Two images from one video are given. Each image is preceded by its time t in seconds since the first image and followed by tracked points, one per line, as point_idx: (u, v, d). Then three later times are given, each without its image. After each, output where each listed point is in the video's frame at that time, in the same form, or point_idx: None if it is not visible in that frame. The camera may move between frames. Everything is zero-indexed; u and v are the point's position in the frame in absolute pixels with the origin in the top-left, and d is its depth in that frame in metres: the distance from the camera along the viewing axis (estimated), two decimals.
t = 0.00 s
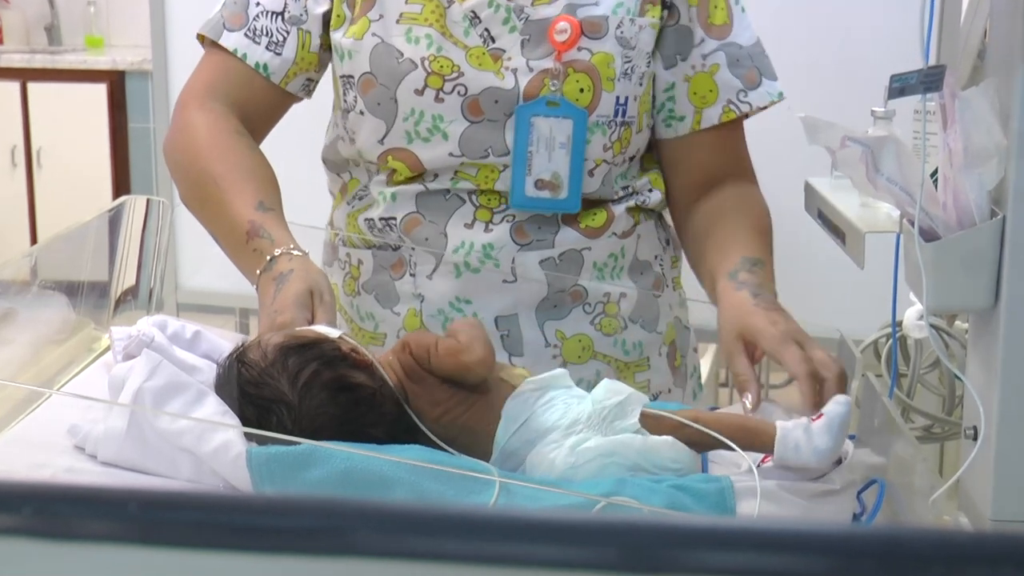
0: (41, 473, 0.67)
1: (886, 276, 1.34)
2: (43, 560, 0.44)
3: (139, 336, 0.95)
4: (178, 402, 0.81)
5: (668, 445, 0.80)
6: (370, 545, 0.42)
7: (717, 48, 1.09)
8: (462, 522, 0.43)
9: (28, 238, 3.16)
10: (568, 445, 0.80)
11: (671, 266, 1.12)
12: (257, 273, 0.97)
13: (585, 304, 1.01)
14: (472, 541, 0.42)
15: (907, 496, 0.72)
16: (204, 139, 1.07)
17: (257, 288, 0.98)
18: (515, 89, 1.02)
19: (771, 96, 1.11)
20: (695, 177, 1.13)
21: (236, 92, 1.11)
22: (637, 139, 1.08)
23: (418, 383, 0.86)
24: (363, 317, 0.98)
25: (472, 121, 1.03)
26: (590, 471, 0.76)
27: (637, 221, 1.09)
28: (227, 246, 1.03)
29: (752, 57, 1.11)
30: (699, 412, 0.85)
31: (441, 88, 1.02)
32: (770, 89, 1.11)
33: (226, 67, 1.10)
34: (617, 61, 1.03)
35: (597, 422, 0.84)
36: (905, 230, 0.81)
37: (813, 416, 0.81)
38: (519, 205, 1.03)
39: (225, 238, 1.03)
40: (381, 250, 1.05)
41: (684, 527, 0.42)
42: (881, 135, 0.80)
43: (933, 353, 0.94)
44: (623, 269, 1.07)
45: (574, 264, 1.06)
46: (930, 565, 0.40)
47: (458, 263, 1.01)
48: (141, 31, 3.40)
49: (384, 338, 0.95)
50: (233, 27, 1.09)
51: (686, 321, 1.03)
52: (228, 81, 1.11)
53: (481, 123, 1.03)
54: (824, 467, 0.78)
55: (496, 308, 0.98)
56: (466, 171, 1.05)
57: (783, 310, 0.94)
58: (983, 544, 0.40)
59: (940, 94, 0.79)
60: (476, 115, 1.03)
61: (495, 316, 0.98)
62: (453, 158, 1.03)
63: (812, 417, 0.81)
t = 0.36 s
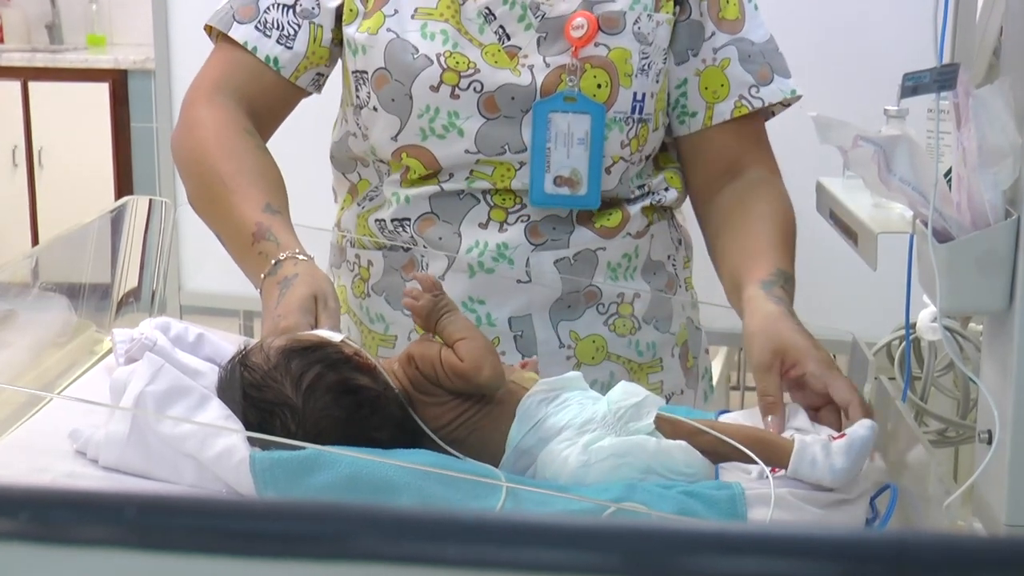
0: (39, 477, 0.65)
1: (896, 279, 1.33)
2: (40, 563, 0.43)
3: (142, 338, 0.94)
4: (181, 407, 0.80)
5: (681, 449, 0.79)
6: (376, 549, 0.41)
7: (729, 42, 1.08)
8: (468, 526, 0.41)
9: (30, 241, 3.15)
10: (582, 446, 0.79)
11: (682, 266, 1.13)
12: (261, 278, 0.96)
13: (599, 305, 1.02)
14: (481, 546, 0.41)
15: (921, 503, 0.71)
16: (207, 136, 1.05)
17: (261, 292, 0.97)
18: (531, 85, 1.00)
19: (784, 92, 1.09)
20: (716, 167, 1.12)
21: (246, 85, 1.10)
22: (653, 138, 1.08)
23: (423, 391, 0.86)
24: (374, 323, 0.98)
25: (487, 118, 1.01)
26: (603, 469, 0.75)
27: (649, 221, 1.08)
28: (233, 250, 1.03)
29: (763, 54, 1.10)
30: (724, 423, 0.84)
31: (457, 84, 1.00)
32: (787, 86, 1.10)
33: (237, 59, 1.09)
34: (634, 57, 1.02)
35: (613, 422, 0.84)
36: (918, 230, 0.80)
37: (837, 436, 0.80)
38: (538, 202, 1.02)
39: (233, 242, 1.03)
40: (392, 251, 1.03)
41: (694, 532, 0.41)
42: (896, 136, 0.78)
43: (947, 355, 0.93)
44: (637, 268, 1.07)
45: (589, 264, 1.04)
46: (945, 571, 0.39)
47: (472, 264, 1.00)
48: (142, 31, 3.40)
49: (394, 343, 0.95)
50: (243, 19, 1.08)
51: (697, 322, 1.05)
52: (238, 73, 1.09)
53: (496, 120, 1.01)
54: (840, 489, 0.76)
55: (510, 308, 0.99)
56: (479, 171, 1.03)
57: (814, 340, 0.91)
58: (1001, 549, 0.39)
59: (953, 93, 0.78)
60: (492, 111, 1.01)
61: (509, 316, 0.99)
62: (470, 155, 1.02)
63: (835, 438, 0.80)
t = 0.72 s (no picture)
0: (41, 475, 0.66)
1: (897, 275, 1.33)
2: (43, 562, 0.43)
3: (143, 334, 0.94)
4: (182, 403, 0.80)
5: (684, 448, 0.79)
6: (378, 547, 0.41)
7: (740, 32, 1.08)
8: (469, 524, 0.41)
9: (32, 238, 3.15)
10: (586, 445, 0.79)
11: (690, 262, 1.13)
12: (262, 273, 0.96)
13: (611, 303, 1.01)
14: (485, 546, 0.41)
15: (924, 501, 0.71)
16: (207, 127, 1.05)
17: (264, 285, 0.97)
18: (547, 79, 1.00)
19: (800, 82, 1.09)
20: (735, 154, 1.12)
21: (244, 76, 1.09)
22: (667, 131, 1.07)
23: (425, 380, 0.86)
24: (385, 319, 1.00)
25: (503, 114, 1.00)
26: (604, 468, 0.76)
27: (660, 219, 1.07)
28: (236, 242, 1.03)
29: (777, 41, 1.10)
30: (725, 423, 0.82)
31: (472, 81, 1.00)
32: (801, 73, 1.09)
33: (236, 49, 1.08)
34: (648, 51, 1.02)
35: (615, 419, 0.84)
36: (920, 227, 0.80)
37: (837, 437, 0.78)
38: (556, 198, 1.01)
39: (235, 236, 1.03)
40: (403, 249, 1.04)
41: (697, 529, 0.41)
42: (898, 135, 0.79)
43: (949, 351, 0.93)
44: (648, 267, 1.07)
45: (601, 264, 1.04)
46: (950, 569, 0.39)
47: (487, 261, 1.01)
48: (142, 26, 3.39)
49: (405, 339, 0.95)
50: (250, 15, 1.08)
51: (703, 317, 1.06)
52: (238, 64, 1.09)
53: (511, 117, 1.01)
54: (840, 491, 0.75)
55: (524, 305, 0.99)
56: (495, 168, 1.03)
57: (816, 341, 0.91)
58: (1003, 545, 0.39)
59: (957, 89, 0.77)
60: (507, 107, 1.00)
61: (523, 314, 0.99)
62: (487, 152, 1.01)
63: (836, 439, 0.78)
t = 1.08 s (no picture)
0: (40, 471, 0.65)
1: (895, 274, 1.33)
2: (42, 558, 0.43)
3: (140, 330, 0.94)
4: (181, 400, 0.80)
5: (682, 445, 0.79)
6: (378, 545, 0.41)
7: (745, 33, 1.08)
8: (474, 522, 0.42)
9: (31, 237, 3.15)
10: (586, 440, 0.79)
11: (695, 260, 1.13)
12: (262, 264, 0.97)
13: (619, 304, 1.01)
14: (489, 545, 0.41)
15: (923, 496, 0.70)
16: (201, 114, 1.04)
17: (265, 277, 0.98)
18: (558, 78, 1.01)
19: (800, 85, 1.09)
20: (726, 152, 1.11)
21: (240, 69, 1.09)
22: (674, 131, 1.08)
23: (428, 373, 0.86)
24: (392, 319, 0.99)
25: (513, 112, 1.01)
26: (604, 463, 0.76)
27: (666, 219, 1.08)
28: (236, 231, 1.03)
29: (779, 45, 1.10)
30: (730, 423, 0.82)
31: (483, 79, 1.00)
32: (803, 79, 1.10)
33: (233, 38, 1.08)
34: (659, 51, 1.02)
35: (615, 416, 0.84)
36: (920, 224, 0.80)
37: (837, 437, 0.79)
38: (568, 199, 1.02)
39: (235, 223, 1.03)
40: (411, 249, 1.04)
41: (699, 527, 0.41)
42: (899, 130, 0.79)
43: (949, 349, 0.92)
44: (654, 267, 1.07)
45: (611, 263, 1.04)
46: (952, 568, 0.39)
47: (497, 262, 1.01)
48: (140, 22, 3.39)
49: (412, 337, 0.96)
50: (251, 7, 1.07)
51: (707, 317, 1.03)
52: (233, 53, 1.08)
53: (521, 115, 1.01)
54: (840, 490, 0.75)
55: (535, 306, 0.99)
56: (504, 166, 1.03)
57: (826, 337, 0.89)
58: (1004, 544, 0.39)
59: (958, 86, 0.77)
60: (517, 106, 1.01)
61: (533, 315, 0.98)
62: (495, 151, 1.01)
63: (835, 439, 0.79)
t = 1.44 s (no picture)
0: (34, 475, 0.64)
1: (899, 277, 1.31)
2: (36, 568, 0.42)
3: (138, 334, 0.92)
4: (178, 404, 0.79)
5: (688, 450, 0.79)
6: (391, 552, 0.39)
7: (694, 18, 0.93)
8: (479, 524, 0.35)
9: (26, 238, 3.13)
10: (591, 442, 0.79)
11: (688, 266, 1.08)
12: (261, 272, 0.96)
13: (601, 309, 1.00)
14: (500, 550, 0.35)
15: (932, 506, 0.69)
16: (207, 122, 1.04)
17: (262, 284, 0.97)
18: (518, 103, 0.99)
19: (758, 66, 0.89)
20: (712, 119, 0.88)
21: (244, 70, 1.08)
22: (664, 149, 1.02)
23: (425, 379, 0.85)
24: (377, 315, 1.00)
25: (475, 128, 0.99)
26: (610, 465, 0.75)
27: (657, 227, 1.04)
28: (234, 238, 1.01)
29: (746, 26, 0.91)
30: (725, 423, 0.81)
31: (447, 91, 0.98)
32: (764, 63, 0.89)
33: (239, 41, 1.06)
34: (626, 75, 0.98)
35: (621, 418, 0.83)
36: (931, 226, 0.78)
37: (840, 440, 0.78)
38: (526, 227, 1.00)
39: (231, 230, 1.01)
40: (394, 246, 1.03)
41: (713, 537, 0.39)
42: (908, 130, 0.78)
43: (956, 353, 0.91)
44: (642, 275, 1.03)
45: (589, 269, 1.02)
46: None
47: (471, 266, 1.01)
48: (136, 22, 3.39)
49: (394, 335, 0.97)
50: (252, 4, 1.06)
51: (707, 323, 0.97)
52: (239, 54, 1.07)
53: (484, 131, 0.99)
54: (848, 495, 0.75)
55: (508, 312, 0.99)
56: (477, 172, 1.01)
57: (788, 276, 0.77)
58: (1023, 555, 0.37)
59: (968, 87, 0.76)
60: (480, 121, 0.99)
61: (507, 320, 0.99)
62: (458, 165, 1.00)
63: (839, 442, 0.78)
